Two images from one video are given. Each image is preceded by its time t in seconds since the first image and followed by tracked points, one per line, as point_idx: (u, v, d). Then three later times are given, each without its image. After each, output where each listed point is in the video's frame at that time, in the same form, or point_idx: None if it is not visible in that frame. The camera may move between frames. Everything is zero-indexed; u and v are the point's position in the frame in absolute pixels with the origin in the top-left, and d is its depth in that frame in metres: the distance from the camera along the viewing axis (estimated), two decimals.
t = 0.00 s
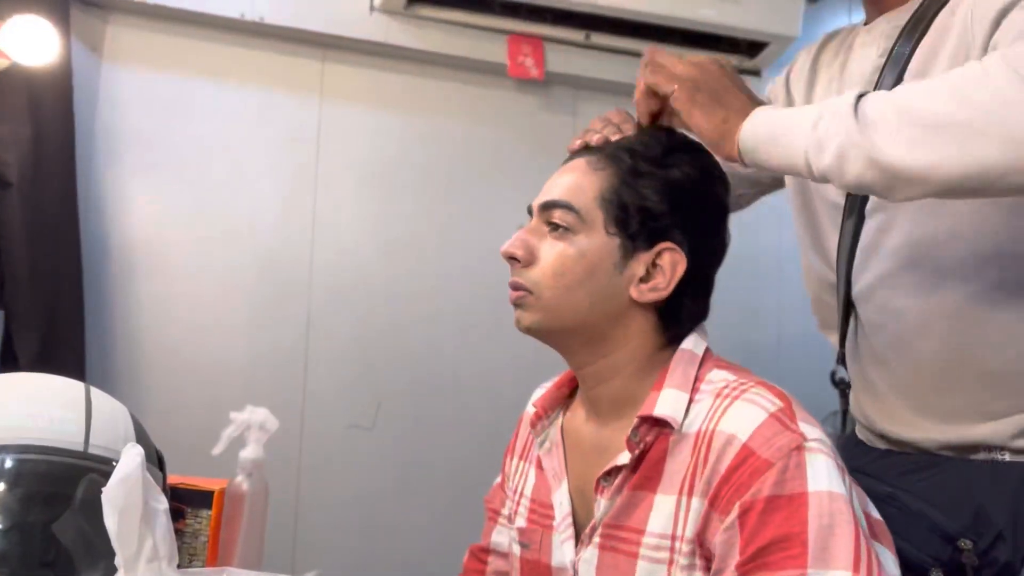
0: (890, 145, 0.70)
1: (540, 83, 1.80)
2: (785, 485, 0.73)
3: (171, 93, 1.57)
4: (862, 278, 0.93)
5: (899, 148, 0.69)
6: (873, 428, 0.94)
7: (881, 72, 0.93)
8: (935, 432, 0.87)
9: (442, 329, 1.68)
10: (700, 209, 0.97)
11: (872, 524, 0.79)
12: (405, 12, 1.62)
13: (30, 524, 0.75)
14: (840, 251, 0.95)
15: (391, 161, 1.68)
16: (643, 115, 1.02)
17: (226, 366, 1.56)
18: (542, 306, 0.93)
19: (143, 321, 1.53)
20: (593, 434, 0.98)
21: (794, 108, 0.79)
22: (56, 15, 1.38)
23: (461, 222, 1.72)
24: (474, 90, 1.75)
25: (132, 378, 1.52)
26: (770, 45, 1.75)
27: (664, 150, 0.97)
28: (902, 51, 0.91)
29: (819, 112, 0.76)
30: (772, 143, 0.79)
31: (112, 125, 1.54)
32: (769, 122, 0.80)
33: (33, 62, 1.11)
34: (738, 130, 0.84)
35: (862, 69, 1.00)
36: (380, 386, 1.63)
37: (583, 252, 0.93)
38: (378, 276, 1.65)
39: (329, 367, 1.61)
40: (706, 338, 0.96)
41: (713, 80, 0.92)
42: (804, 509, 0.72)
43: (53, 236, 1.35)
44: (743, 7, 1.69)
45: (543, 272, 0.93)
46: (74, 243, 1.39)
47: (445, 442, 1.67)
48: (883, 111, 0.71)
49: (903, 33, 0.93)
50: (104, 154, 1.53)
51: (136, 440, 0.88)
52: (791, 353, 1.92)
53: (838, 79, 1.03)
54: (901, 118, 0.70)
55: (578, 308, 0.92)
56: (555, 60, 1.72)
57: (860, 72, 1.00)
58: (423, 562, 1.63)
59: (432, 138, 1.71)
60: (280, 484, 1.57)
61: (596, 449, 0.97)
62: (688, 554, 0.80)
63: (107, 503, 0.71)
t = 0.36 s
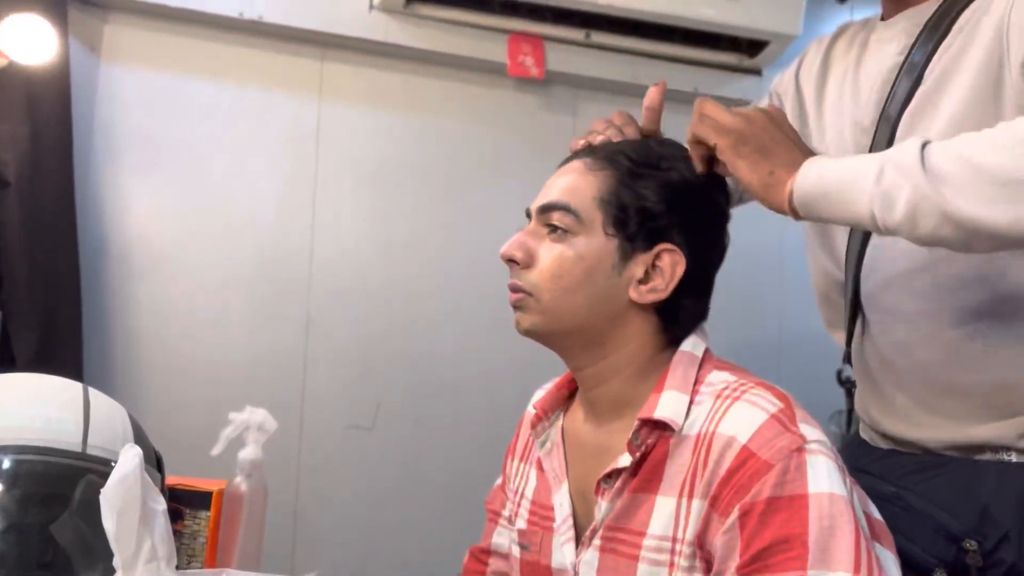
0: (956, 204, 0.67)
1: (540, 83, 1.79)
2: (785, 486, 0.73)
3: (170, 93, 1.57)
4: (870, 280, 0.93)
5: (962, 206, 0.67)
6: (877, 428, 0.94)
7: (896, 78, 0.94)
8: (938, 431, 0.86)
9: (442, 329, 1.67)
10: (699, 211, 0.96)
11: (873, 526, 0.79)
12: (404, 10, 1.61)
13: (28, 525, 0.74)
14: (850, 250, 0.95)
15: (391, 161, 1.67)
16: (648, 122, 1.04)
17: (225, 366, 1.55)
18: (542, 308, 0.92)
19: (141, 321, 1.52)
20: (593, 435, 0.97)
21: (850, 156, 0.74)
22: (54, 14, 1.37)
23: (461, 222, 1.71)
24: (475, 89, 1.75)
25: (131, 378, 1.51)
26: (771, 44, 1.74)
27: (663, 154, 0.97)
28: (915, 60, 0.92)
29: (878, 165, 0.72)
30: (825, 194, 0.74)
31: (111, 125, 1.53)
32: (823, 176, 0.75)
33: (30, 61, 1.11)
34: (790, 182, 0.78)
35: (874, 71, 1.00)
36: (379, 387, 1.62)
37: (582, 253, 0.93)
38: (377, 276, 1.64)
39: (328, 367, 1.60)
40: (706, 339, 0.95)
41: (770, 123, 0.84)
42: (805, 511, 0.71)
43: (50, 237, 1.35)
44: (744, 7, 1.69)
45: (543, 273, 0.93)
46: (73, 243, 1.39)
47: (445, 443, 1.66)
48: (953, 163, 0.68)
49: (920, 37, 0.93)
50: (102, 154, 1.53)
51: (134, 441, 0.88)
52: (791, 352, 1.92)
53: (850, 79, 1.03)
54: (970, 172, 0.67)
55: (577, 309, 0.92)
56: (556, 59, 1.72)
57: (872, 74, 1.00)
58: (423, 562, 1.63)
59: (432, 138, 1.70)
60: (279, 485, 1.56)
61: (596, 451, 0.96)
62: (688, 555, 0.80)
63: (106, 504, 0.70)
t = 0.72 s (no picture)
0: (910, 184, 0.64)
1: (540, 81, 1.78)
2: (777, 489, 0.72)
3: (168, 92, 1.56)
4: (873, 279, 0.93)
5: (915, 193, 0.64)
6: (880, 429, 0.93)
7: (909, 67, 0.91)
8: (935, 434, 0.86)
9: (441, 329, 1.67)
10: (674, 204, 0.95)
11: (871, 528, 0.78)
12: (404, 8, 1.60)
13: (27, 526, 0.73)
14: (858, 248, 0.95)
15: (390, 160, 1.67)
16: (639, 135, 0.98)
17: (224, 366, 1.55)
18: (525, 325, 0.92)
19: (140, 321, 1.52)
20: (589, 440, 0.97)
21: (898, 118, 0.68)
22: (53, 13, 1.37)
23: (461, 222, 1.70)
24: (474, 88, 1.74)
25: (130, 378, 1.51)
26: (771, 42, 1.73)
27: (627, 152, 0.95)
28: (932, 47, 0.88)
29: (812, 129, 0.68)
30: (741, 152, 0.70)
31: (109, 124, 1.53)
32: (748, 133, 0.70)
33: (29, 59, 1.10)
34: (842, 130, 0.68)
35: (887, 62, 0.96)
36: (378, 387, 1.62)
37: (559, 265, 0.92)
38: (376, 276, 1.64)
39: (327, 367, 1.60)
40: (696, 337, 0.95)
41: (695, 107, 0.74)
42: (797, 513, 0.71)
43: (49, 237, 1.35)
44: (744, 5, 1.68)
45: (522, 292, 0.92)
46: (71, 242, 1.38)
47: (444, 443, 1.66)
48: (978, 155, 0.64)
49: (935, 27, 0.89)
50: (100, 153, 1.52)
51: (133, 442, 0.87)
52: (791, 353, 1.92)
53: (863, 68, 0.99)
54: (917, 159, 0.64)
55: (559, 323, 0.91)
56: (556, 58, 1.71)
57: (886, 64, 0.96)
58: (422, 563, 1.63)
59: (431, 137, 1.70)
60: (278, 485, 1.56)
61: (593, 456, 0.95)
62: (685, 560, 0.79)
63: (105, 504, 0.70)
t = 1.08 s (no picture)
0: (930, 259, 0.65)
1: (540, 80, 1.78)
2: (775, 488, 0.72)
3: (166, 91, 1.55)
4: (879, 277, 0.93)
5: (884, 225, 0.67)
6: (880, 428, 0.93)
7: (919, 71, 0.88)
8: (934, 433, 0.85)
9: (440, 329, 1.66)
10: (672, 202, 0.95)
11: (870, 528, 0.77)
12: (404, 7, 1.60)
13: (24, 528, 0.73)
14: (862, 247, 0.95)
15: (389, 160, 1.66)
16: (618, 144, 0.96)
17: (223, 366, 1.54)
18: (526, 323, 0.91)
19: (138, 321, 1.51)
20: (587, 440, 0.96)
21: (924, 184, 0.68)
22: (51, 12, 1.36)
23: (461, 222, 1.70)
24: (474, 87, 1.73)
25: (128, 378, 1.51)
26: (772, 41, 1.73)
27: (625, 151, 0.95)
28: (939, 56, 0.86)
29: (840, 190, 0.69)
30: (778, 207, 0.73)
31: (107, 122, 1.52)
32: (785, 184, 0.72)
33: (28, 59, 1.09)
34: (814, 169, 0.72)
35: (897, 60, 0.93)
36: (377, 387, 1.61)
37: (559, 261, 0.92)
38: (376, 275, 1.63)
39: (326, 367, 1.59)
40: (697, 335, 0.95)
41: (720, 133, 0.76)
42: (795, 511, 0.70)
43: (46, 235, 1.34)
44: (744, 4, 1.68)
45: (523, 289, 0.91)
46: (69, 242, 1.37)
47: (444, 444, 1.65)
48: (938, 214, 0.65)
49: (950, 28, 0.87)
50: (98, 152, 1.52)
51: (132, 442, 0.86)
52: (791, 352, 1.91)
53: (868, 65, 0.96)
54: (938, 228, 0.65)
55: (560, 320, 0.91)
56: (557, 57, 1.70)
57: (893, 61, 0.94)
58: (422, 563, 1.62)
59: (431, 137, 1.69)
60: (277, 486, 1.55)
61: (591, 455, 0.95)
62: (681, 559, 0.78)
63: (103, 505, 0.69)
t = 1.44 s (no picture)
0: (930, 245, 0.63)
1: (541, 79, 1.77)
2: (780, 489, 0.71)
3: (165, 89, 1.55)
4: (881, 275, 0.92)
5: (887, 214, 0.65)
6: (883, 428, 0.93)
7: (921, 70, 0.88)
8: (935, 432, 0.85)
9: (441, 329, 1.66)
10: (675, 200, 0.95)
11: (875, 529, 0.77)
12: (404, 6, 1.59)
13: (21, 530, 0.72)
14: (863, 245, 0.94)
15: (389, 159, 1.66)
16: (622, 144, 0.95)
17: (222, 366, 1.54)
18: (529, 320, 0.91)
19: (137, 321, 1.51)
20: (591, 440, 0.96)
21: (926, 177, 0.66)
22: (49, 11, 1.36)
23: (461, 221, 1.69)
24: (475, 87, 1.73)
25: (127, 378, 1.50)
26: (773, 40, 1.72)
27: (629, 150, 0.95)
28: (942, 56, 0.86)
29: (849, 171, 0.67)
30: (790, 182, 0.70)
31: (106, 121, 1.52)
32: (797, 161, 0.70)
33: (25, 58, 1.09)
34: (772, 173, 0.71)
35: (898, 60, 0.93)
36: (377, 387, 1.61)
37: (561, 258, 0.91)
38: (376, 275, 1.63)
39: (325, 367, 1.59)
40: (700, 335, 0.94)
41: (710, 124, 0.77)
42: (800, 513, 0.69)
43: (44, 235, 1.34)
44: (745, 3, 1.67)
45: (526, 285, 0.91)
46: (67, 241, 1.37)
47: (444, 444, 1.65)
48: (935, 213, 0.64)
49: (952, 28, 0.86)
50: (96, 152, 1.51)
51: (129, 443, 0.86)
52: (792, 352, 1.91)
53: (870, 65, 0.95)
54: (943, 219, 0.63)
55: (563, 316, 0.90)
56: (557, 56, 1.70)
57: (894, 60, 0.93)
58: (422, 563, 1.62)
59: (431, 136, 1.69)
60: (276, 486, 1.55)
61: (595, 456, 0.94)
62: (685, 560, 0.78)
63: (101, 507, 0.69)
